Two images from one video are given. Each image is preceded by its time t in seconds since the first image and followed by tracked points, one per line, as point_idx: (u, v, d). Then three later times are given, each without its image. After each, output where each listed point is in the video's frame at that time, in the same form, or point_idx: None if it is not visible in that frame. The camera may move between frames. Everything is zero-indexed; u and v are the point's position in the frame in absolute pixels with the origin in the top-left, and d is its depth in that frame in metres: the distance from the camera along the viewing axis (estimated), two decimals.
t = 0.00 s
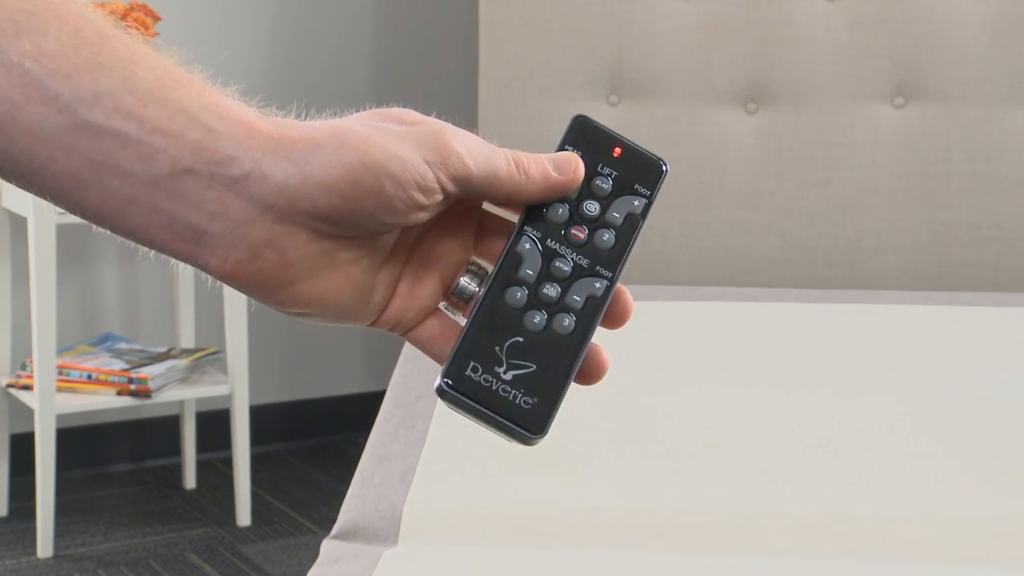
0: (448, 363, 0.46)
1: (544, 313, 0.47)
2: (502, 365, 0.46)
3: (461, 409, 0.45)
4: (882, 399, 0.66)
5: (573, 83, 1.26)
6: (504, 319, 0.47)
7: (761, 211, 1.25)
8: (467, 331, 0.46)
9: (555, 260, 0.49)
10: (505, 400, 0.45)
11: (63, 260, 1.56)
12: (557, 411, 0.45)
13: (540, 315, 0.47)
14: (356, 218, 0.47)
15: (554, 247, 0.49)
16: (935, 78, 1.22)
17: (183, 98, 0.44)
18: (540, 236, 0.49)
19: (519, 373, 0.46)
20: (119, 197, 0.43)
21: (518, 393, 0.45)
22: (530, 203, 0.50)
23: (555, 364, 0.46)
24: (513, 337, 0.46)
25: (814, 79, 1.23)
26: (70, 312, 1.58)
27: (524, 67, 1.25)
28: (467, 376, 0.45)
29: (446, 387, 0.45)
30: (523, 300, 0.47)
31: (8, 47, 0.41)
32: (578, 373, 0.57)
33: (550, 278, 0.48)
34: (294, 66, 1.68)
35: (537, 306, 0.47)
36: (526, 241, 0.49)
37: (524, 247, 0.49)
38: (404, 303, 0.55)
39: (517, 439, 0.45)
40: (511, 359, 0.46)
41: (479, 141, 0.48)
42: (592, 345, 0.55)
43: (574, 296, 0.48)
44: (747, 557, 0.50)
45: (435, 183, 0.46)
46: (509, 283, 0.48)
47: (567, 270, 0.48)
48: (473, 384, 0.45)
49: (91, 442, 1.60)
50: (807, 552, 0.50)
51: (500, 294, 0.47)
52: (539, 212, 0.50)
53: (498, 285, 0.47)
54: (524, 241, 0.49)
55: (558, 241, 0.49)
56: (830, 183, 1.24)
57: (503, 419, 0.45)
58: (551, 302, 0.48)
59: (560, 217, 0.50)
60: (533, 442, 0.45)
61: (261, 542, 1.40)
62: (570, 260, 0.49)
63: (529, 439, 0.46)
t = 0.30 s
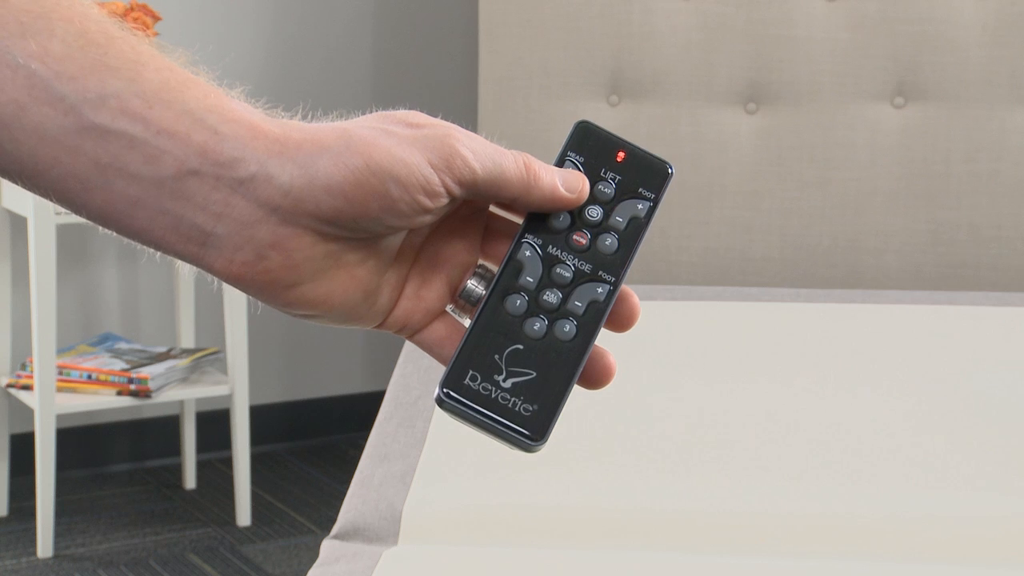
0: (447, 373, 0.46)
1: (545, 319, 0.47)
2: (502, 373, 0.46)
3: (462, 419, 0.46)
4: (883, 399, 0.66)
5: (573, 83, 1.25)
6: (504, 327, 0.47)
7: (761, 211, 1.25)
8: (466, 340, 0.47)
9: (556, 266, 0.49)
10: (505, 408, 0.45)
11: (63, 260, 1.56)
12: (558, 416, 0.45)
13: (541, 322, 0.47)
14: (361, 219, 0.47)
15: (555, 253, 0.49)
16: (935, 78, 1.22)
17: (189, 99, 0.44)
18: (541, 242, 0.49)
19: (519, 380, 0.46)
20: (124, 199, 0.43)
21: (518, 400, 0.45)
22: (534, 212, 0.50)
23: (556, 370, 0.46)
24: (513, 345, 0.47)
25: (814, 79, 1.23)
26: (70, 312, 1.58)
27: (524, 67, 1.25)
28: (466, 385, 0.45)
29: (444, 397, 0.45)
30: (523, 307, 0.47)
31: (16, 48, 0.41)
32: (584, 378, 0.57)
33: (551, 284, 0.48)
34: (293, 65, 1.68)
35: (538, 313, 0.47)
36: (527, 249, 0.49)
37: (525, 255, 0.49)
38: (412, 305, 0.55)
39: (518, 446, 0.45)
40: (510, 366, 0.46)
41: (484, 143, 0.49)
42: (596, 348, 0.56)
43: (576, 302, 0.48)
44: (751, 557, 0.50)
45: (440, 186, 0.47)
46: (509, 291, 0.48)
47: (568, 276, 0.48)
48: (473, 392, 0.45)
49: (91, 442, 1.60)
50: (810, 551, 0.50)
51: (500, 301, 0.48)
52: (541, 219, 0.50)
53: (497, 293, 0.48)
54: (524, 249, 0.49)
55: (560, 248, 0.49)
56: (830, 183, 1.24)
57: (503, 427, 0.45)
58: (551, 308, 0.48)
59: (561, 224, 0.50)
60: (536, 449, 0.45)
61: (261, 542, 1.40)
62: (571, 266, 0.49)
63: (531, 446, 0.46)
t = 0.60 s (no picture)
0: (440, 383, 0.46)
1: (538, 323, 0.47)
2: (495, 381, 0.46)
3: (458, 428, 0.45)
4: (884, 399, 0.66)
5: (573, 83, 1.25)
6: (496, 336, 0.47)
7: (761, 211, 1.25)
8: (458, 350, 0.47)
9: (550, 270, 0.49)
10: (499, 414, 0.45)
11: (63, 260, 1.56)
12: (552, 419, 0.45)
13: (534, 327, 0.47)
14: (366, 222, 0.47)
15: (548, 257, 0.49)
16: (936, 78, 1.22)
17: (194, 102, 0.44)
18: (535, 247, 0.49)
19: (512, 386, 0.46)
20: (129, 202, 0.43)
21: (512, 406, 0.45)
22: (533, 211, 0.50)
23: (550, 374, 0.46)
24: (505, 352, 0.46)
25: (814, 79, 1.23)
26: (70, 311, 1.58)
27: (524, 67, 1.25)
28: (459, 394, 0.45)
29: (437, 405, 0.45)
30: (516, 314, 0.48)
31: (21, 50, 0.41)
32: (585, 380, 0.57)
33: (544, 289, 0.48)
34: (293, 64, 1.68)
35: (531, 318, 0.47)
36: (520, 255, 0.49)
37: (518, 261, 0.49)
38: (417, 308, 0.55)
39: (513, 451, 0.44)
40: (503, 373, 0.46)
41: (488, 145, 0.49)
42: (596, 350, 0.55)
43: (570, 305, 0.48)
44: (754, 557, 0.50)
45: (446, 188, 0.47)
46: (502, 299, 0.48)
47: (562, 280, 0.48)
48: (466, 401, 0.45)
49: (91, 442, 1.60)
50: (814, 551, 0.50)
51: (492, 310, 0.48)
52: (535, 224, 0.50)
53: (489, 301, 0.48)
54: (517, 255, 0.49)
55: (553, 252, 0.49)
56: (830, 183, 1.24)
57: (496, 432, 0.44)
58: (545, 312, 0.48)
59: (555, 230, 0.50)
60: (533, 454, 0.45)
61: (261, 542, 1.40)
62: (565, 270, 0.49)
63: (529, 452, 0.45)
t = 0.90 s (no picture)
0: (428, 391, 0.46)
1: (527, 329, 0.47)
2: (483, 387, 0.46)
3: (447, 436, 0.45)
4: (883, 399, 0.66)
5: (573, 83, 1.25)
6: (485, 342, 0.47)
7: (761, 212, 1.25)
8: (447, 357, 0.47)
9: (540, 276, 0.49)
10: (488, 421, 0.45)
11: (63, 260, 1.56)
12: (540, 425, 0.44)
13: (522, 333, 0.47)
14: (364, 227, 0.47)
15: (538, 263, 0.49)
16: (935, 78, 1.22)
17: (194, 105, 0.44)
18: (524, 254, 0.49)
19: (500, 392, 0.45)
20: (128, 204, 0.43)
21: (500, 412, 0.45)
22: (525, 218, 0.50)
23: (539, 378, 0.45)
24: (494, 358, 0.46)
25: (813, 79, 1.23)
26: (69, 311, 1.58)
27: (524, 67, 1.25)
28: (446, 401, 0.45)
29: (425, 412, 0.45)
30: (505, 319, 0.47)
31: (21, 52, 0.41)
32: (579, 384, 0.56)
33: (533, 295, 0.48)
34: (293, 63, 1.68)
35: (520, 324, 0.47)
36: (510, 261, 0.49)
37: (507, 268, 0.49)
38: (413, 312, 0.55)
39: (502, 457, 0.44)
40: (491, 379, 0.46)
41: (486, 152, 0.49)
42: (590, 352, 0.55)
43: (560, 310, 0.48)
44: (753, 557, 0.50)
45: (445, 194, 0.47)
46: (492, 305, 0.48)
47: (552, 285, 0.48)
48: (454, 408, 0.45)
49: (90, 442, 1.60)
50: (811, 551, 0.50)
51: (481, 317, 0.48)
52: (525, 231, 0.50)
53: (478, 308, 0.48)
54: (506, 261, 0.49)
55: (543, 258, 0.49)
56: (830, 183, 1.24)
57: (484, 438, 0.44)
58: (533, 318, 0.47)
59: (545, 237, 0.50)
60: (522, 460, 0.44)
61: (260, 542, 1.40)
62: (555, 275, 0.49)
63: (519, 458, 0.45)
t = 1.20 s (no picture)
0: (422, 394, 0.46)
1: (521, 333, 0.47)
2: (477, 390, 0.45)
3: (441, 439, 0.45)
4: (882, 399, 0.66)
5: (573, 83, 1.25)
6: (480, 345, 0.47)
7: (761, 212, 1.25)
8: (441, 361, 0.46)
9: (534, 279, 0.49)
10: (481, 424, 0.45)
11: (63, 260, 1.56)
12: (533, 428, 0.44)
13: (517, 336, 0.47)
14: (363, 227, 0.47)
15: (533, 266, 0.49)
16: (935, 78, 1.22)
17: (193, 104, 0.44)
18: (520, 257, 0.49)
19: (494, 396, 0.45)
20: (127, 203, 0.43)
21: (494, 415, 0.45)
22: (522, 222, 0.50)
23: (533, 382, 0.45)
24: (488, 361, 0.46)
25: (813, 79, 1.23)
26: (69, 311, 1.58)
27: (524, 67, 1.25)
28: (439, 404, 0.45)
29: (419, 415, 0.45)
30: (499, 323, 0.47)
31: (21, 51, 0.41)
32: (575, 385, 0.56)
33: (528, 298, 0.48)
34: (293, 63, 1.68)
35: (515, 328, 0.47)
36: (505, 264, 0.49)
37: (502, 271, 0.49)
38: (410, 314, 0.55)
39: (496, 460, 0.44)
40: (485, 382, 0.46)
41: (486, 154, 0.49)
42: (586, 355, 0.55)
43: (555, 314, 0.48)
44: (753, 557, 0.50)
45: (444, 195, 0.47)
46: (486, 309, 0.48)
47: (547, 288, 0.48)
48: (448, 411, 0.45)
49: (90, 442, 1.60)
50: (809, 551, 0.50)
51: (476, 320, 0.48)
52: (521, 235, 0.50)
53: (472, 312, 0.48)
54: (501, 265, 0.49)
55: (538, 261, 0.49)
56: (830, 183, 1.24)
57: (477, 441, 0.44)
58: (528, 321, 0.47)
59: (540, 240, 0.50)
60: (516, 463, 0.44)
61: (260, 542, 1.40)
62: (550, 277, 0.49)
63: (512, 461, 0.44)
